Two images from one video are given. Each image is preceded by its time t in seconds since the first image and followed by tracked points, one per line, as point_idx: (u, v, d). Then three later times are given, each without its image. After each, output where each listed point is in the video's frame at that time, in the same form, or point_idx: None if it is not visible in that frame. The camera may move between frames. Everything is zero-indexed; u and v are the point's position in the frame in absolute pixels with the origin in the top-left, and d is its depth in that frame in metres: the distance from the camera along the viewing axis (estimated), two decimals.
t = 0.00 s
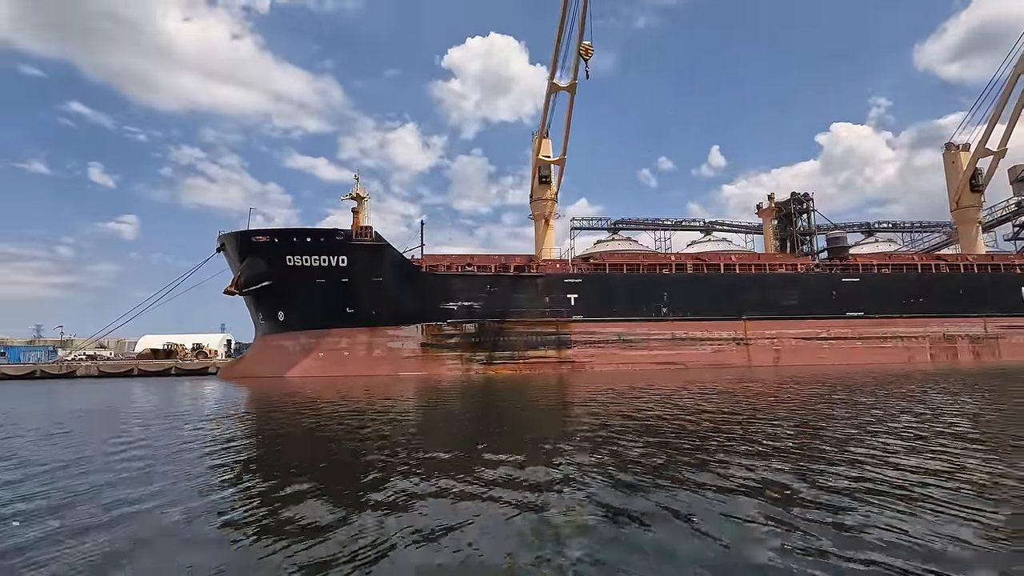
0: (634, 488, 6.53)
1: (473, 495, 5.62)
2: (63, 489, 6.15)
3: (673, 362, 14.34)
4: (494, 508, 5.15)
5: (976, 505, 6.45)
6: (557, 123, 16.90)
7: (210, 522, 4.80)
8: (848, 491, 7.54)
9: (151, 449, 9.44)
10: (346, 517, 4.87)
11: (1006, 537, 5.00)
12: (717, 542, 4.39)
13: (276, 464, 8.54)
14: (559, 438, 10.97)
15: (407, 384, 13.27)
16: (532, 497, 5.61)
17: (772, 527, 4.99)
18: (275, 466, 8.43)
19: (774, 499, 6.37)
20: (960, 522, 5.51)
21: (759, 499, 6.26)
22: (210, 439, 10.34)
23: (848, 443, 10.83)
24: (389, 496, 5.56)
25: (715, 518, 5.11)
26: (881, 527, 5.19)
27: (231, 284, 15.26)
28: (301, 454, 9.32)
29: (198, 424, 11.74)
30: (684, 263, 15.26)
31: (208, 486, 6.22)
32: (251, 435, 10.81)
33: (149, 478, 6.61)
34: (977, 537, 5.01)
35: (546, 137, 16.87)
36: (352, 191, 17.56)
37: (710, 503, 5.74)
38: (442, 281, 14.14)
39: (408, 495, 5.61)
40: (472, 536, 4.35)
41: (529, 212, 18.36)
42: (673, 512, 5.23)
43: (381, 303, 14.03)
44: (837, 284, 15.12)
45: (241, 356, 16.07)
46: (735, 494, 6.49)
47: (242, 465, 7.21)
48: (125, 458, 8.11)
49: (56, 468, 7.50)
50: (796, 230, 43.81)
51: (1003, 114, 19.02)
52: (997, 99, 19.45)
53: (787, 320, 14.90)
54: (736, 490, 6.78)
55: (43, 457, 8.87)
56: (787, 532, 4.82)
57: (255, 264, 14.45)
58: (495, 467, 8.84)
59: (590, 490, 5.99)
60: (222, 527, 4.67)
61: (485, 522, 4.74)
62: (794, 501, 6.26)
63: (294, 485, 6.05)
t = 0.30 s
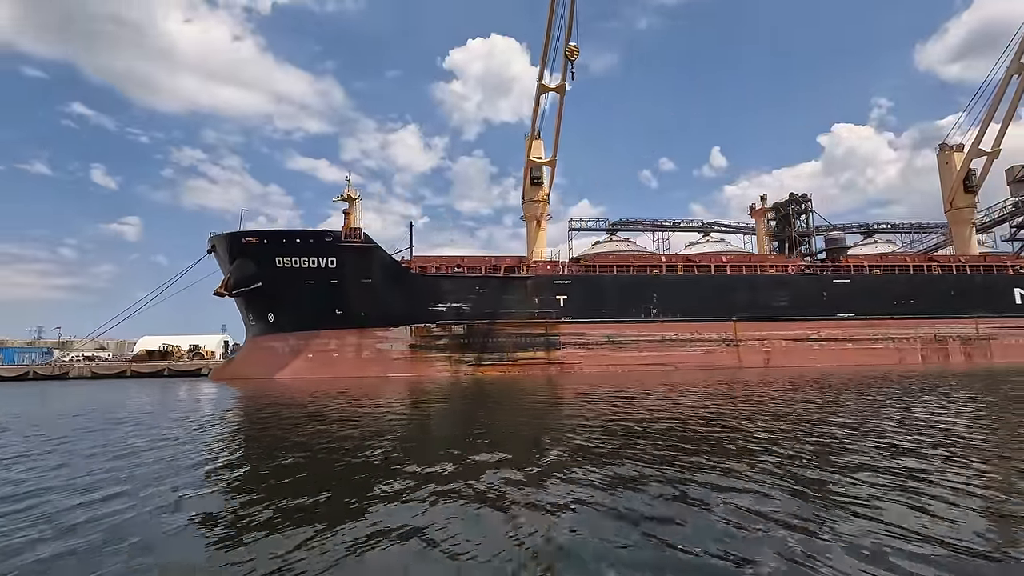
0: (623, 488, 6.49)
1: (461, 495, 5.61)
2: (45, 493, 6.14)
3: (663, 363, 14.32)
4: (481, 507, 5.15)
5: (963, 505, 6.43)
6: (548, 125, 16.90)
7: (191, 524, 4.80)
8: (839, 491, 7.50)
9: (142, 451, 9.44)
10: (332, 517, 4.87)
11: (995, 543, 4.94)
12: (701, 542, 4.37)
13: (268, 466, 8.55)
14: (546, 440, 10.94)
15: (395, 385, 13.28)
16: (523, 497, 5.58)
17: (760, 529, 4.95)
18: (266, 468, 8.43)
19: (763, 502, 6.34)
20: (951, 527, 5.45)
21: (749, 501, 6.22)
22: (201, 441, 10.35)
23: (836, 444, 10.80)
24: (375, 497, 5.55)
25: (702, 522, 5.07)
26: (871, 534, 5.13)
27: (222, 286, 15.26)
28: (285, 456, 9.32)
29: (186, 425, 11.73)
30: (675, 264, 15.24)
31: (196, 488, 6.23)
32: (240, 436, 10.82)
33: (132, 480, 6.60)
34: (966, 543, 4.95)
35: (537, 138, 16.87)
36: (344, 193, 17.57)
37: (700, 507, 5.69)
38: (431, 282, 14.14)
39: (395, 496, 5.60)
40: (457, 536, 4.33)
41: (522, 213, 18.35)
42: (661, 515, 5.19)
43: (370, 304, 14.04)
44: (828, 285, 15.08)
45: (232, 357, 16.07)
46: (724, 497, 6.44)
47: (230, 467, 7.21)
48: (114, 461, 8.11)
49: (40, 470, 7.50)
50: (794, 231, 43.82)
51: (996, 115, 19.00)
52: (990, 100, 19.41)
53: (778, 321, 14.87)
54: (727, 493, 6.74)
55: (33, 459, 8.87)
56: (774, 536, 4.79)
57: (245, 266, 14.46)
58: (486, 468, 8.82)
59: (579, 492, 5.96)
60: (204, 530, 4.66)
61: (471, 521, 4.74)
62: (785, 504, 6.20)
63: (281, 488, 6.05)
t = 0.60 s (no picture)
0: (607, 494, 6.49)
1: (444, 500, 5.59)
2: (32, 494, 6.16)
3: (652, 365, 14.31)
4: (465, 511, 5.13)
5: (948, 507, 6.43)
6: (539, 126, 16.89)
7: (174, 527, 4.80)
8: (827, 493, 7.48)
9: (132, 451, 9.47)
10: (314, 523, 4.85)
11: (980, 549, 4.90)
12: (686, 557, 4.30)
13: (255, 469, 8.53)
14: (531, 441, 10.93)
15: (383, 386, 13.26)
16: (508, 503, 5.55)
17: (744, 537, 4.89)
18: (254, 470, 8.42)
19: (750, 508, 6.30)
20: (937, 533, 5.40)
21: (734, 506, 6.18)
22: (191, 442, 10.36)
23: (822, 445, 10.78)
24: (360, 502, 5.54)
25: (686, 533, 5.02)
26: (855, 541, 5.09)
27: (211, 286, 15.25)
28: (269, 457, 9.30)
29: (172, 426, 11.73)
30: (665, 266, 15.23)
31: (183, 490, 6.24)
32: (229, 436, 10.84)
33: (119, 481, 6.62)
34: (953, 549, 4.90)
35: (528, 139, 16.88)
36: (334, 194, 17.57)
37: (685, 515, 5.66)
38: (419, 284, 14.13)
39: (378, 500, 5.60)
40: (436, 542, 4.32)
41: (513, 214, 18.35)
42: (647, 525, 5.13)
43: (358, 305, 14.03)
44: (818, 286, 15.05)
45: (221, 358, 16.05)
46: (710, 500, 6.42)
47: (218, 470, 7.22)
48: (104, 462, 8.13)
49: (25, 471, 7.52)
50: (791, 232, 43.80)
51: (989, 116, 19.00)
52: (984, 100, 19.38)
53: (767, 322, 14.84)
54: (712, 495, 6.73)
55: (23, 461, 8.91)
56: (757, 544, 4.74)
57: (234, 267, 14.44)
58: (473, 472, 8.80)
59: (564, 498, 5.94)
60: (187, 533, 4.67)
61: (453, 528, 4.72)
62: (772, 508, 6.18)
63: (267, 490, 6.06)
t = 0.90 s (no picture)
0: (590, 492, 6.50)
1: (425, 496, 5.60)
2: (15, 495, 6.20)
3: (639, 366, 14.29)
4: (442, 505, 5.23)
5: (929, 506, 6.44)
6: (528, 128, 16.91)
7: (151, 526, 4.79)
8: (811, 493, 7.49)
9: (118, 453, 9.45)
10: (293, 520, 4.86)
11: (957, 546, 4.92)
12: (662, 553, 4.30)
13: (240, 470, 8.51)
14: (516, 442, 10.91)
15: (369, 388, 13.23)
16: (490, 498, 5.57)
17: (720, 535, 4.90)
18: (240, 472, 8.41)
19: (728, 503, 6.35)
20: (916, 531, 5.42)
21: (715, 504, 6.19)
22: (177, 443, 10.37)
23: (806, 446, 10.77)
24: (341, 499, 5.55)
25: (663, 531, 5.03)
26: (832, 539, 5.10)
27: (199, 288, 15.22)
28: (250, 459, 9.28)
29: (157, 428, 11.69)
30: (653, 267, 15.22)
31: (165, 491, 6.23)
32: (214, 437, 10.81)
33: (101, 483, 6.61)
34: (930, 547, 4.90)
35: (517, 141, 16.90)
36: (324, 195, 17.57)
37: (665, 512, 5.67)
38: (407, 285, 14.14)
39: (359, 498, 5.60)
40: (414, 536, 4.33)
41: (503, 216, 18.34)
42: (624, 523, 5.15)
43: (345, 307, 14.01)
44: (806, 288, 15.05)
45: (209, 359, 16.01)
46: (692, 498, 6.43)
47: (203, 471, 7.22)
48: (90, 463, 8.16)
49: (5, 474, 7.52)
50: (787, 234, 43.85)
51: (978, 119, 19.05)
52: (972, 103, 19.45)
53: (755, 324, 14.83)
54: (695, 493, 6.75)
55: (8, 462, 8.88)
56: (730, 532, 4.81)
57: (221, 268, 14.41)
58: (459, 472, 8.80)
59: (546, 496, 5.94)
60: (164, 531, 4.67)
61: (431, 524, 4.73)
62: (753, 506, 6.20)
63: (249, 490, 6.05)
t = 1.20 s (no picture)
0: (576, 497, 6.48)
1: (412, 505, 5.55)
2: None
3: (626, 368, 14.27)
4: (413, 512, 5.27)
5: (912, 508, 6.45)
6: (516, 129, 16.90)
7: (131, 538, 4.71)
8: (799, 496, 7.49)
9: (105, 455, 9.40)
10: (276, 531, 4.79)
11: (946, 553, 4.87)
12: (649, 563, 4.26)
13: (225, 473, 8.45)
14: (500, 443, 10.89)
15: (354, 390, 13.21)
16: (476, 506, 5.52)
17: (703, 540, 4.88)
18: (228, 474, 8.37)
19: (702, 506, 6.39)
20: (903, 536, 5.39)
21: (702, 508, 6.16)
22: (160, 445, 10.36)
23: (790, 448, 10.77)
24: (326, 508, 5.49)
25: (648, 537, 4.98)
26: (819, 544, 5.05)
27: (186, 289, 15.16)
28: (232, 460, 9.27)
29: (140, 429, 11.67)
30: (641, 269, 15.20)
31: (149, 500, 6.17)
32: (200, 438, 10.80)
33: (83, 488, 6.54)
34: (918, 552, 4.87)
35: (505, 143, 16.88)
36: (313, 196, 17.54)
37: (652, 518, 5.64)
38: (393, 286, 14.11)
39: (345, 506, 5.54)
40: (391, 548, 4.30)
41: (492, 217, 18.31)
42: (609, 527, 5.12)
43: (331, 308, 13.99)
44: (794, 290, 15.04)
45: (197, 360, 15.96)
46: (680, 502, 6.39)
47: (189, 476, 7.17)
48: (70, 466, 8.17)
49: None
50: (782, 235, 43.88)
51: (968, 120, 19.07)
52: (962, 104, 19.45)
53: (743, 325, 14.82)
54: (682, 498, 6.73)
55: None
56: (696, 541, 4.83)
57: (208, 269, 14.38)
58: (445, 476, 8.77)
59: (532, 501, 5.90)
60: (143, 543, 4.60)
61: (410, 533, 4.70)
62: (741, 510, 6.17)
63: (233, 498, 5.99)
